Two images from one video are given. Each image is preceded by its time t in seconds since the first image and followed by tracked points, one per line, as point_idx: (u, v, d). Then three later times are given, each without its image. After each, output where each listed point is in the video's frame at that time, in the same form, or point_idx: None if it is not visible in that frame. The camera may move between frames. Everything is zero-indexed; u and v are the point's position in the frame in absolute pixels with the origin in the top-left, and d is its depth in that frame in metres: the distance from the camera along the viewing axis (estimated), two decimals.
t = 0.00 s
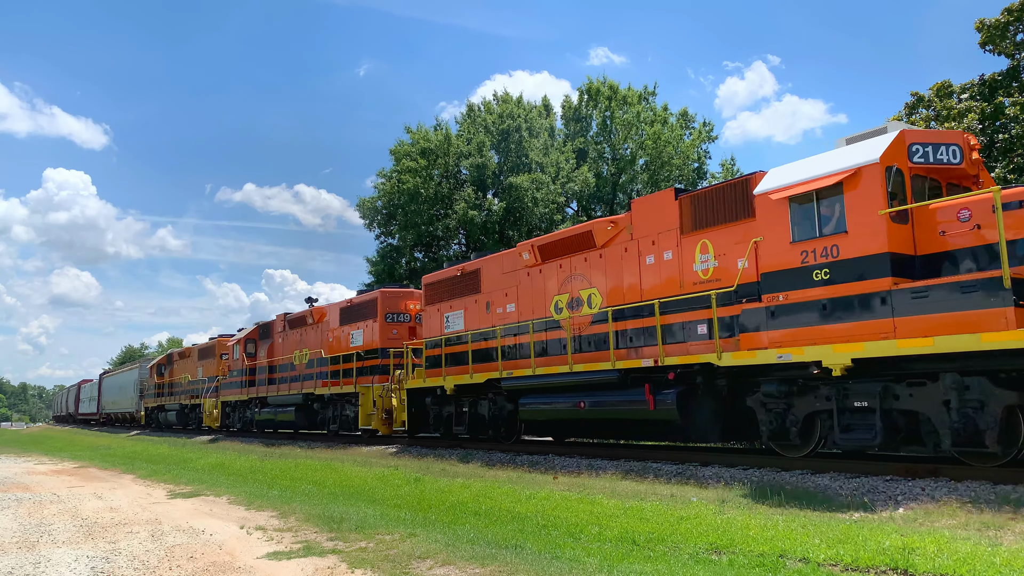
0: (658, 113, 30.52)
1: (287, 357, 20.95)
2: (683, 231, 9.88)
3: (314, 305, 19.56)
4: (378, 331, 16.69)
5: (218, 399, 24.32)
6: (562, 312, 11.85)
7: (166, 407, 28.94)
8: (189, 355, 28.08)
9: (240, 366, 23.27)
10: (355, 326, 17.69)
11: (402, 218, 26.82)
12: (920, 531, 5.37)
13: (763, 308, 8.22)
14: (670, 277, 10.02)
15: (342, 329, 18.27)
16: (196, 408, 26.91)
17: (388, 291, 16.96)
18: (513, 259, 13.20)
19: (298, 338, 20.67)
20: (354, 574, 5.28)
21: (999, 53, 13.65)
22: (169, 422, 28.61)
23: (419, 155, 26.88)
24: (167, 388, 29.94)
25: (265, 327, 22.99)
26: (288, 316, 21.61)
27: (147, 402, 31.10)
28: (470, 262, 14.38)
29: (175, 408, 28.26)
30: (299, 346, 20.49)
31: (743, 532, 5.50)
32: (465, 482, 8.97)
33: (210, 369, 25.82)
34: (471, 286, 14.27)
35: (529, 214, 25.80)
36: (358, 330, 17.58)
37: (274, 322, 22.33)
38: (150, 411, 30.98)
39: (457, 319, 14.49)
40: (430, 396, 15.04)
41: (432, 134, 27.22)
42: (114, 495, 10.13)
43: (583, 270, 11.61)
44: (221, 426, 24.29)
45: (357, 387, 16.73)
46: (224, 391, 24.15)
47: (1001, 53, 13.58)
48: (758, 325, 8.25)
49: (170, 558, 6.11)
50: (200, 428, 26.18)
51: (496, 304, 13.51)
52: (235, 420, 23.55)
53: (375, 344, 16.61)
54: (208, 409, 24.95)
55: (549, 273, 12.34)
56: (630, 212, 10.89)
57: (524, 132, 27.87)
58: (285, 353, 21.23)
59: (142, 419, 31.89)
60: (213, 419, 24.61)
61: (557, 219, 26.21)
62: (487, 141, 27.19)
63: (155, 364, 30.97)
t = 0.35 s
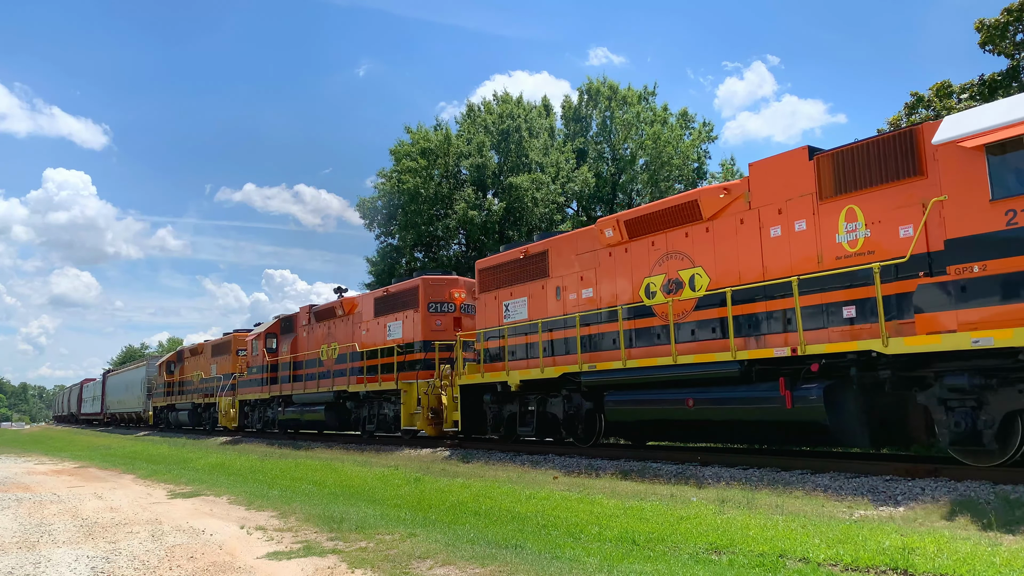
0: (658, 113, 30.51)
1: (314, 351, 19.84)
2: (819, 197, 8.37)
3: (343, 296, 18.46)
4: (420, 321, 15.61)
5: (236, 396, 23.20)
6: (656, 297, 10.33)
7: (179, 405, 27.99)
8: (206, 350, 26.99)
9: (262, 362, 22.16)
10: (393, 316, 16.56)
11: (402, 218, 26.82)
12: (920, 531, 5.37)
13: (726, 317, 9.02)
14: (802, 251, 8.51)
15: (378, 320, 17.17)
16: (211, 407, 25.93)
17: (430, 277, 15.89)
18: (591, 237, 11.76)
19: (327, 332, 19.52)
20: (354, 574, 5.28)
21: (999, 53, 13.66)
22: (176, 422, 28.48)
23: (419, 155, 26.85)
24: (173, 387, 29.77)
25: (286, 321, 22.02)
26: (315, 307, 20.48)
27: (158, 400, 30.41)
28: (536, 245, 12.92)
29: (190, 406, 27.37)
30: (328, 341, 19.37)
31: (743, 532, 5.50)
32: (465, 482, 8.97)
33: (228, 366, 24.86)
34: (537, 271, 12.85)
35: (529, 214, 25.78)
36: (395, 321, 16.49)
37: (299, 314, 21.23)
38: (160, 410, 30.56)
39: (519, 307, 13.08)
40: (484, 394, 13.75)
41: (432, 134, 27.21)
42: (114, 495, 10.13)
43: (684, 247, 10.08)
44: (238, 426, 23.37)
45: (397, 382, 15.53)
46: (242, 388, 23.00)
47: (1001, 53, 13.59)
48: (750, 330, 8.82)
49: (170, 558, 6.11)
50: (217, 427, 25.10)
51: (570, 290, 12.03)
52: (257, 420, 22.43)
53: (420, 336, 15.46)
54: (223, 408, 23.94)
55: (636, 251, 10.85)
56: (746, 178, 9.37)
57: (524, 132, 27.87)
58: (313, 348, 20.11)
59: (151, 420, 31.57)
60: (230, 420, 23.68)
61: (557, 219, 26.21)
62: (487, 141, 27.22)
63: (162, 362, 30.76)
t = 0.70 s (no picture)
0: (658, 113, 30.48)
1: (344, 345, 18.47)
2: (1014, 151, 6.85)
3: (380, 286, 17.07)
4: (471, 311, 14.21)
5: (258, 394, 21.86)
6: (784, 274, 8.77)
7: (194, 404, 26.86)
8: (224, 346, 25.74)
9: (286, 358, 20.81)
10: (440, 305, 15.15)
11: (403, 218, 26.81)
12: (920, 531, 5.37)
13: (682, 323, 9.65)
14: (982, 217, 7.06)
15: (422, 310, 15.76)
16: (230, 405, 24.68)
17: (481, 262, 14.53)
18: (694, 208, 10.21)
19: (362, 326, 18.11)
20: (354, 574, 5.28)
21: (999, 53, 13.66)
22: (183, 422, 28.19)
23: (419, 155, 26.88)
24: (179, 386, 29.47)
25: (312, 314, 20.59)
26: (346, 299, 19.13)
27: (172, 399, 29.40)
28: (622, 220, 11.36)
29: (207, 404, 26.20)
30: (362, 335, 17.99)
31: (743, 532, 5.50)
32: (464, 482, 8.96)
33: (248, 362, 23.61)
34: (621, 250, 11.32)
35: (529, 214, 25.76)
36: (442, 311, 15.09)
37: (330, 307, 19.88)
38: (172, 409, 29.72)
39: (599, 291, 11.55)
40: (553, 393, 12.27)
41: (432, 134, 27.18)
42: (113, 495, 10.12)
43: (821, 214, 8.51)
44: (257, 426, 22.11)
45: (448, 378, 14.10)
46: (265, 386, 21.64)
47: (1001, 53, 13.58)
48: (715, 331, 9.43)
49: (170, 558, 6.11)
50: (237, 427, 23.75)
51: (665, 270, 10.50)
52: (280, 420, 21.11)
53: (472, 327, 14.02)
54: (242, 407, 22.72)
55: (756, 222, 9.29)
56: (909, 128, 7.81)
57: (524, 131, 27.87)
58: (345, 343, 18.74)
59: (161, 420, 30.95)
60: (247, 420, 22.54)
61: (557, 219, 26.23)
62: (487, 141, 27.23)
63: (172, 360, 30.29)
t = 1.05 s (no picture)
0: (658, 113, 30.47)
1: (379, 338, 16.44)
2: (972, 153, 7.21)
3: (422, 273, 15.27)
4: (536, 298, 12.45)
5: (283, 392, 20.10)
6: (967, 243, 7.12)
7: (209, 403, 25.21)
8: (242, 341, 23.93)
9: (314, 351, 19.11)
10: (498, 293, 13.33)
11: (403, 218, 26.81)
12: (920, 531, 5.36)
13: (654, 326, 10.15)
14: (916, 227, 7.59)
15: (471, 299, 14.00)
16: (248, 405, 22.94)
17: (547, 243, 12.75)
18: (833, 169, 8.52)
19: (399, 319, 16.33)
20: (354, 574, 5.28)
21: (999, 53, 13.66)
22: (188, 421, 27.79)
23: (419, 155, 26.86)
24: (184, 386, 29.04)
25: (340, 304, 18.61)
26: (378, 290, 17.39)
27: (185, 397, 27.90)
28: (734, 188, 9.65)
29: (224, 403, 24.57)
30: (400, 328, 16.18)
31: (743, 532, 5.50)
32: (464, 482, 8.96)
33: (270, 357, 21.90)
34: (732, 222, 9.60)
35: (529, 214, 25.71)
36: (499, 299, 13.32)
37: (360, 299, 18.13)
38: (185, 409, 28.41)
39: (704, 270, 9.82)
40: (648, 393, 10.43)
41: (432, 134, 27.19)
42: (113, 495, 10.12)
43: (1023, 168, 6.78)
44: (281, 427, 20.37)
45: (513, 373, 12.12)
46: (290, 382, 19.89)
47: (1001, 53, 13.59)
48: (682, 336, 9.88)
49: (170, 558, 6.11)
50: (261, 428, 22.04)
51: (794, 244, 8.81)
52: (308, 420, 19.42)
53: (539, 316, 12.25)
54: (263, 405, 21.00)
55: (919, 184, 7.65)
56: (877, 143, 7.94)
57: (524, 132, 27.85)
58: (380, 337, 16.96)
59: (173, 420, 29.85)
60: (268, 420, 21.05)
61: (557, 219, 26.24)
62: (487, 141, 27.22)
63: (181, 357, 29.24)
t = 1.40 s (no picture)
0: (658, 113, 30.46)
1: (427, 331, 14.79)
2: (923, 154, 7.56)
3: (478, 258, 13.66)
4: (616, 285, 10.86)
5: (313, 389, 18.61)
6: None
7: (226, 402, 23.60)
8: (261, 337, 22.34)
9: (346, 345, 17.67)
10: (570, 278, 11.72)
11: (403, 218, 26.81)
12: (920, 531, 5.36)
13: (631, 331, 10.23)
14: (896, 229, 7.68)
15: (501, 292, 12.86)
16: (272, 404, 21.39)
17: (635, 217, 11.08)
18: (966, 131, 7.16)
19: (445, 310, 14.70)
20: (354, 574, 5.28)
21: (999, 53, 13.66)
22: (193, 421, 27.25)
23: (419, 155, 26.90)
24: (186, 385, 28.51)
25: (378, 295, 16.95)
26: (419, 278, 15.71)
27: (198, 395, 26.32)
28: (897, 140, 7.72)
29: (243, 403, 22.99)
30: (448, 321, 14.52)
31: (743, 532, 5.50)
32: (464, 482, 8.96)
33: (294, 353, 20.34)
34: (886, 183, 7.82)
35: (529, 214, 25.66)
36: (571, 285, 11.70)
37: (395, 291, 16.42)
38: (196, 409, 26.96)
39: (849, 243, 8.08)
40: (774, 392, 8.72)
41: (432, 134, 27.22)
42: (113, 495, 10.12)
43: None
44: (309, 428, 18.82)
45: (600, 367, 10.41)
46: (321, 379, 18.39)
47: (1001, 53, 13.59)
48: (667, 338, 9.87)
49: (170, 558, 6.11)
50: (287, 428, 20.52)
51: (977, 206, 7.03)
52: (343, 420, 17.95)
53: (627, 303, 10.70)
54: (289, 405, 19.45)
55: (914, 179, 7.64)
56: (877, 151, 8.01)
57: (524, 132, 27.85)
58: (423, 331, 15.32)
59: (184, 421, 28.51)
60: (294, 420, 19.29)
61: (557, 219, 26.23)
62: (487, 141, 27.22)
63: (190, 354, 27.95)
